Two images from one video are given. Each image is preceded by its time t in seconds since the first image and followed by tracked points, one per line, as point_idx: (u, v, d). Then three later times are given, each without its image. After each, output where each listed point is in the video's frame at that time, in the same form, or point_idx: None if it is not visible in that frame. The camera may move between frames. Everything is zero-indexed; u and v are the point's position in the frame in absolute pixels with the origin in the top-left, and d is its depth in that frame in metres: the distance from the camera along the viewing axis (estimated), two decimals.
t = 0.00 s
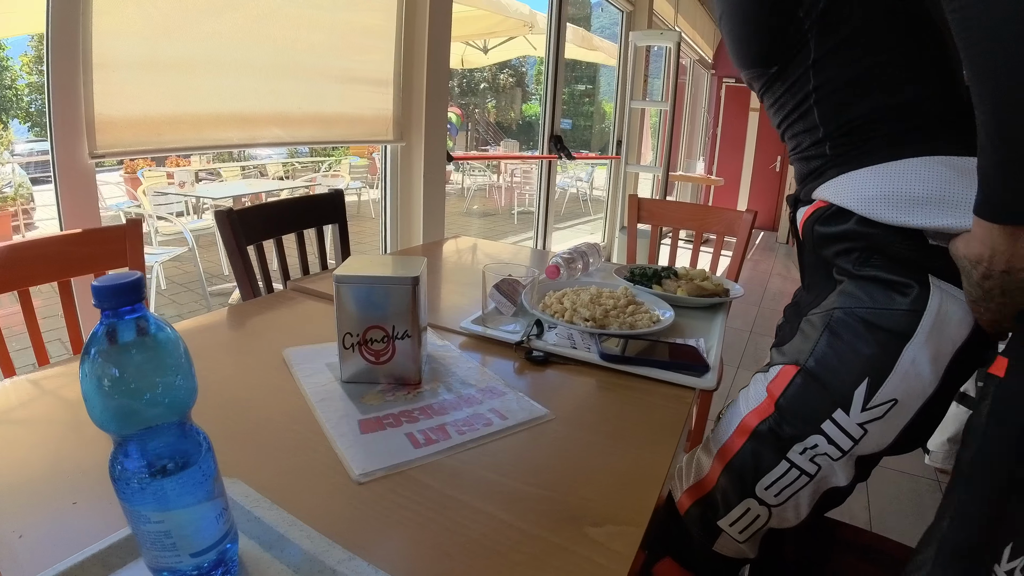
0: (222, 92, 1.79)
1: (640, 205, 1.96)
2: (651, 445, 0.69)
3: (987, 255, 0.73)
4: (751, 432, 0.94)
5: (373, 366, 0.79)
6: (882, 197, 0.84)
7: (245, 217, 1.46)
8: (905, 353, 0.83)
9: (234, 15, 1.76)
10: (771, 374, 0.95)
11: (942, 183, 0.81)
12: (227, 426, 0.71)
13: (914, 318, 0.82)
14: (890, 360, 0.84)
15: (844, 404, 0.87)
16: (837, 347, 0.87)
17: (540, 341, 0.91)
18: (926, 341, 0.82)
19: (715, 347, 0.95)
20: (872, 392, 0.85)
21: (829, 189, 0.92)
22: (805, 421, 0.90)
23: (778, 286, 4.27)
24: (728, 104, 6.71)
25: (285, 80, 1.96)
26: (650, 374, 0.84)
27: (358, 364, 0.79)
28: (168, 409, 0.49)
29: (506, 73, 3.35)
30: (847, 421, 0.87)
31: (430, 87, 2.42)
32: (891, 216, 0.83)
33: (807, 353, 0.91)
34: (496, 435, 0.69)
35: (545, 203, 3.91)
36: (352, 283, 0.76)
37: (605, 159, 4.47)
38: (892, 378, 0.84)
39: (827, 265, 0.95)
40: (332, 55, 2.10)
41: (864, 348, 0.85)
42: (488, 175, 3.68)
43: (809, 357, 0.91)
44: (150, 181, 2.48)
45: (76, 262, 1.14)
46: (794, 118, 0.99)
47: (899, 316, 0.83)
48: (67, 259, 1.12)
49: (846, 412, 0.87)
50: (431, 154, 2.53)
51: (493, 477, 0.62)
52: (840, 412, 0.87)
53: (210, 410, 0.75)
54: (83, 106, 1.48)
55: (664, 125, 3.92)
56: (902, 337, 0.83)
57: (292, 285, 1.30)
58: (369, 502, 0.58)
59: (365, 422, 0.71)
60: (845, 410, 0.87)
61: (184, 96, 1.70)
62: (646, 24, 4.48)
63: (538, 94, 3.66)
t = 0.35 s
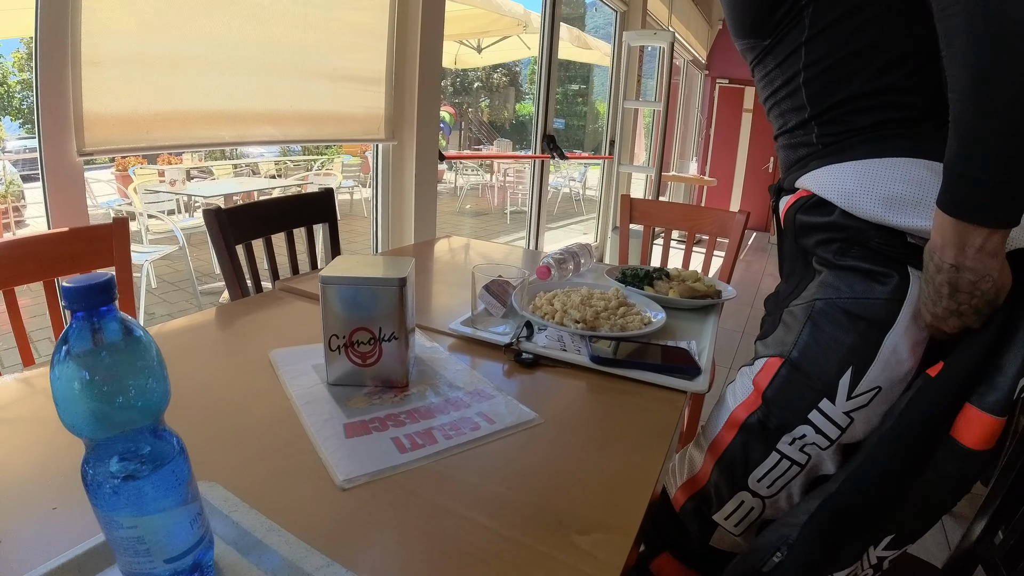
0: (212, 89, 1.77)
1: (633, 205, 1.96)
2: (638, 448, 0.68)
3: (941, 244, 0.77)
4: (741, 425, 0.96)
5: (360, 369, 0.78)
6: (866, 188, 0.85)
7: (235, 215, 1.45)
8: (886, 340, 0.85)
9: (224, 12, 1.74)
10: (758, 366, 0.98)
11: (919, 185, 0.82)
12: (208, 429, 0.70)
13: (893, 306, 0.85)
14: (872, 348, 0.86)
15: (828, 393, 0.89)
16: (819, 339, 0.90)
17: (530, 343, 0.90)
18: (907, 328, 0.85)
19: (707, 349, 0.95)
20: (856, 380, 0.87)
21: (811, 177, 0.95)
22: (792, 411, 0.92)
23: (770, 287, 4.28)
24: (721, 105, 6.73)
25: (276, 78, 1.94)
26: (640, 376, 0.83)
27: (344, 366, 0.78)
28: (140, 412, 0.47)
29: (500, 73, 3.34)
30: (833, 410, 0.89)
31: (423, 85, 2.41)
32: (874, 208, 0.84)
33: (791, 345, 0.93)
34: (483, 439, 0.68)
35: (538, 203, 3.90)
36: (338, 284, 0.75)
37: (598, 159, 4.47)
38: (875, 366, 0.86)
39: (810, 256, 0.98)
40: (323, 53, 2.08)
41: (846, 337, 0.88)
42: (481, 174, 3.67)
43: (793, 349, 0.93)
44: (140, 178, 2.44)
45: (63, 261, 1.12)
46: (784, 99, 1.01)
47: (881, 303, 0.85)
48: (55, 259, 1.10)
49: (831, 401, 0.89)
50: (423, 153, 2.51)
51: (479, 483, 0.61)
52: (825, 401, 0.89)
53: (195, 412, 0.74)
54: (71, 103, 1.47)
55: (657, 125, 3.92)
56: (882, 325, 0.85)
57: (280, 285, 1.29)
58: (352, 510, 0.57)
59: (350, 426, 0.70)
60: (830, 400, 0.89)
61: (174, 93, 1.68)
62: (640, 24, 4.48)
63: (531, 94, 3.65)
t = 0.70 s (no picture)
0: (184, 88, 1.68)
1: (623, 208, 1.89)
2: (616, 486, 0.61)
3: (987, 228, 0.70)
4: (744, 447, 0.89)
5: (312, 395, 0.71)
6: (867, 168, 0.79)
7: (202, 220, 1.36)
8: (902, 340, 0.79)
9: (197, 7, 1.65)
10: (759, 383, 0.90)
11: (930, 158, 0.76)
12: (138, 465, 0.62)
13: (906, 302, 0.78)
14: (886, 350, 0.80)
15: (843, 404, 0.82)
16: (828, 343, 0.83)
17: (503, 363, 0.83)
18: (922, 324, 0.79)
19: (696, 368, 0.87)
20: (874, 385, 0.81)
21: (807, 161, 0.87)
22: (802, 425, 0.85)
23: (764, 291, 4.22)
24: (715, 106, 6.68)
25: (254, 76, 1.86)
26: (622, 400, 0.76)
27: (293, 392, 0.71)
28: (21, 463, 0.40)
29: (493, 74, 3.27)
30: (850, 421, 0.83)
31: (408, 85, 2.33)
32: (880, 181, 0.78)
33: (797, 353, 0.86)
34: (442, 477, 0.60)
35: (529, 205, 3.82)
36: (284, 301, 0.67)
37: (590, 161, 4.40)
38: (892, 369, 0.80)
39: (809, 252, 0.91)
40: (304, 51, 2.00)
41: (857, 338, 0.81)
42: (473, 175, 3.60)
43: (799, 358, 0.86)
44: (128, 178, 2.35)
45: (21, 270, 1.04)
46: (776, 81, 0.94)
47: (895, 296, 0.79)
48: (10, 268, 1.02)
49: (847, 413, 0.82)
50: (408, 154, 2.43)
51: (435, 533, 0.53)
52: (840, 412, 0.83)
53: (130, 445, 0.65)
54: (39, 102, 1.37)
55: (651, 126, 3.85)
56: (898, 323, 0.79)
57: (247, 294, 1.20)
58: (288, 569, 0.49)
59: (294, 461, 0.63)
60: (847, 411, 0.82)
61: (145, 91, 1.59)
62: (633, 25, 4.42)
63: (524, 95, 3.58)
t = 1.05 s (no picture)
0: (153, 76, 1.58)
1: (616, 206, 1.79)
2: (595, 531, 0.50)
3: None
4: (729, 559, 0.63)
5: (249, 413, 0.61)
6: (942, 278, 0.52)
7: (165, 216, 1.27)
8: (957, 482, 0.53)
9: None
10: (773, 483, 0.62)
11: None
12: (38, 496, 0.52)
13: (975, 443, 0.52)
14: (938, 489, 0.54)
15: (874, 540, 0.56)
16: (873, 459, 0.56)
17: (474, 377, 0.73)
18: (989, 468, 0.53)
19: (694, 382, 0.78)
20: (911, 529, 0.55)
21: (854, 279, 0.60)
22: (813, 556, 0.59)
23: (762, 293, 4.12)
24: (712, 106, 6.60)
25: (228, 65, 1.76)
26: (607, 421, 0.66)
27: (227, 409, 0.61)
28: None
29: (486, 71, 3.18)
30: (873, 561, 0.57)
31: (393, 76, 2.23)
32: (967, 304, 0.51)
33: (831, 461, 0.58)
34: (389, 518, 0.50)
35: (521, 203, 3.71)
36: (211, 306, 0.57)
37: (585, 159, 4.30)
38: (938, 515, 0.54)
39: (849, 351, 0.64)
40: (283, 39, 1.89)
41: (908, 468, 0.54)
42: (464, 173, 3.49)
43: (830, 470, 0.58)
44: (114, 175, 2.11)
45: None
46: (804, 193, 0.66)
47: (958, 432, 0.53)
48: None
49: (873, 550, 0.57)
50: (393, 148, 2.33)
51: None
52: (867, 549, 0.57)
53: (33, 472, 0.56)
54: None
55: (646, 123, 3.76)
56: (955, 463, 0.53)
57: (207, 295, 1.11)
58: None
59: (217, 495, 0.52)
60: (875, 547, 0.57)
61: (108, 79, 1.49)
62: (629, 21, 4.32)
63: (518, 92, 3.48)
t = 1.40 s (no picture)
0: (137, 59, 1.51)
1: (616, 198, 1.72)
2: (601, 553, 0.44)
3: None
4: None
5: (213, 413, 0.55)
6: (982, 492, 0.53)
7: (144, 203, 1.19)
8: None
9: None
10: None
11: None
12: None
13: None
14: None
15: None
16: None
17: (466, 374, 0.67)
18: None
19: (707, 382, 0.72)
20: None
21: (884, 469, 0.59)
22: None
23: (761, 292, 4.07)
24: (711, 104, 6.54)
25: (217, 49, 1.69)
26: (612, 424, 0.60)
27: (188, 408, 0.55)
28: None
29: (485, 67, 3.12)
30: None
31: (388, 65, 2.16)
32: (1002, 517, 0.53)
33: None
34: (367, 537, 0.44)
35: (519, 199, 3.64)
36: (170, 292, 0.51)
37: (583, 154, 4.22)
38: None
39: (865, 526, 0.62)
40: (274, 23, 1.82)
41: None
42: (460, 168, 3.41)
43: None
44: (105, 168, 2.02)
45: None
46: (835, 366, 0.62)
47: None
48: None
49: None
50: (387, 139, 2.26)
51: None
52: None
53: None
54: None
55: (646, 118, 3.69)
56: None
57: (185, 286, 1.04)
58: None
59: (171, 507, 0.46)
60: None
61: (90, 62, 1.41)
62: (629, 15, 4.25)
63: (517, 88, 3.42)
